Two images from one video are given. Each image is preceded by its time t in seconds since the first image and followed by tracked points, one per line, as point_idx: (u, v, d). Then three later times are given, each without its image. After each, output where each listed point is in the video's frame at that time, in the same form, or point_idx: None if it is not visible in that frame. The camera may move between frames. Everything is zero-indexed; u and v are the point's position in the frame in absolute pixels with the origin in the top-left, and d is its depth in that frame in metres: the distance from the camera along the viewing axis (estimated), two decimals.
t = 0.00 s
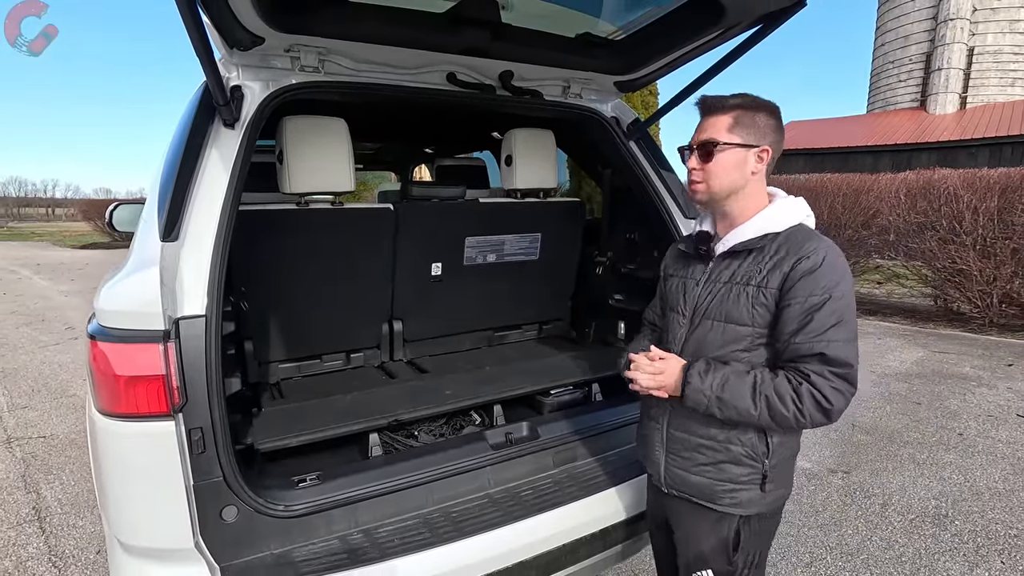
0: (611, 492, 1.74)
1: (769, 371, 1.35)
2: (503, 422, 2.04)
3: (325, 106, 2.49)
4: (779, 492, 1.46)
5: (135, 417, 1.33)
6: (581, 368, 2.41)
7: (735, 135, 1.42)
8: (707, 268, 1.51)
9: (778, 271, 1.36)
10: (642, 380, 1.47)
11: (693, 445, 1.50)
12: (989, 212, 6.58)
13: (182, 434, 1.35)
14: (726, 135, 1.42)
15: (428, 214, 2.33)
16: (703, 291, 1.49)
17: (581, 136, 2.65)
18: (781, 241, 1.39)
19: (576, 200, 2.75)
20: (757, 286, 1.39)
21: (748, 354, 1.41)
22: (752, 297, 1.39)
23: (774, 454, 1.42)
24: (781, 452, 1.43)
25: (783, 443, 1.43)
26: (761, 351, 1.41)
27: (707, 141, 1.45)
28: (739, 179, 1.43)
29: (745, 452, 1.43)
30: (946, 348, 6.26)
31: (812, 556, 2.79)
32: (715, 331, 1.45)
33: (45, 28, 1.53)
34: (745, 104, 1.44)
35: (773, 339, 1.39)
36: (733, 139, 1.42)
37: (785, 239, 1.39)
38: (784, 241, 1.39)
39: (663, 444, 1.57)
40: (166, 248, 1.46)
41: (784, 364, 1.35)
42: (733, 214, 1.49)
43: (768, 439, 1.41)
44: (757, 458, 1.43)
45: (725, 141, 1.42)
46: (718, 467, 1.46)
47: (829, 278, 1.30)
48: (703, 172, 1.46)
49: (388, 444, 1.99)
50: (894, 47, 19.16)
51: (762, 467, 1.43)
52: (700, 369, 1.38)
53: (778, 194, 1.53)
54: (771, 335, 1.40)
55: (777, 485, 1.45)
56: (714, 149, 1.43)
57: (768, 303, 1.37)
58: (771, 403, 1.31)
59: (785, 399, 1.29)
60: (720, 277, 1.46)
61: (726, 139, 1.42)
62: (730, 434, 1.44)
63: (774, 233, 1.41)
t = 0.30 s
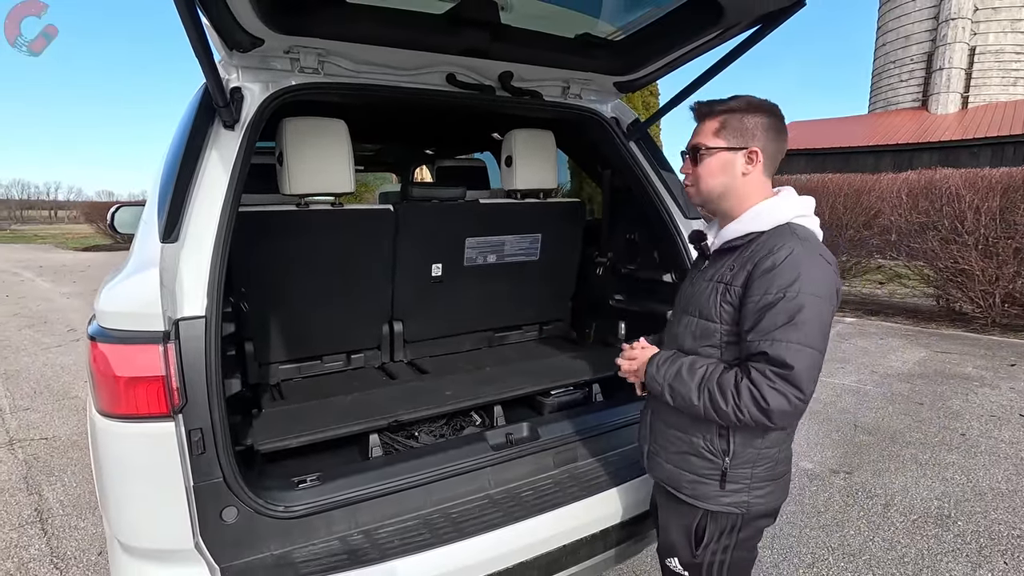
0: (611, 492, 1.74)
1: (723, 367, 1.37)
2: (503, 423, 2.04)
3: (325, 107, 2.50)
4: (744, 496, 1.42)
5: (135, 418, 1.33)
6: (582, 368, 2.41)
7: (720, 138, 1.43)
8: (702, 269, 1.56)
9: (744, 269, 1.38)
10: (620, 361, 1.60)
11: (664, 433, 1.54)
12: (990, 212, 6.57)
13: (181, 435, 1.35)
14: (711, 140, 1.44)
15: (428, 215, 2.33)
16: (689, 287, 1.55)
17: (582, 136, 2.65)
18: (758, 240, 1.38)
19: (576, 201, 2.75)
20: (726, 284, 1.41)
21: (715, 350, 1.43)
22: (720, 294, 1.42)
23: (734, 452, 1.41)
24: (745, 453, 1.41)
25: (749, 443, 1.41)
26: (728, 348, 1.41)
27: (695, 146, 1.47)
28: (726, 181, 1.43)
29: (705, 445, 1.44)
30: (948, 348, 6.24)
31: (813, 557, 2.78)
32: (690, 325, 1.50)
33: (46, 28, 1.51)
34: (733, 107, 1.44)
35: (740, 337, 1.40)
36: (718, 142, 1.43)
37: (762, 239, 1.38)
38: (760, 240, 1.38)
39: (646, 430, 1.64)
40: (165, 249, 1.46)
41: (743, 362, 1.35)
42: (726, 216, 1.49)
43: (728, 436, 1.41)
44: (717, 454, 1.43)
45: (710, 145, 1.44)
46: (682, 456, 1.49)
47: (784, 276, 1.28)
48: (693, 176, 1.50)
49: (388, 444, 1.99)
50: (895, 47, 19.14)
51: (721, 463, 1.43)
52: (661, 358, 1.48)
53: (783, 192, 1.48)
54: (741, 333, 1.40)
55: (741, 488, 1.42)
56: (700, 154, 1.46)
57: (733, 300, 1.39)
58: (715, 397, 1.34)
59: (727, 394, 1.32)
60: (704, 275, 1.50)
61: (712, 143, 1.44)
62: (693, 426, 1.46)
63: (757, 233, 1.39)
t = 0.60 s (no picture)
0: (615, 494, 1.74)
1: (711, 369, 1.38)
2: (507, 425, 2.03)
3: (328, 111, 2.51)
4: (737, 497, 1.42)
5: (140, 421, 1.33)
6: (585, 370, 2.40)
7: (726, 138, 1.43)
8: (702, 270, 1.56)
9: (736, 271, 1.38)
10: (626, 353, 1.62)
11: (664, 431, 1.55)
12: (995, 212, 6.54)
13: (186, 438, 1.36)
14: (717, 140, 1.44)
15: (430, 218, 2.34)
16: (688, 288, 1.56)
17: (584, 138, 2.65)
18: (752, 243, 1.38)
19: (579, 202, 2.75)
20: (720, 286, 1.41)
21: (708, 351, 1.44)
22: (714, 295, 1.43)
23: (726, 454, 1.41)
24: (737, 454, 1.41)
25: (742, 445, 1.41)
26: (720, 350, 1.41)
27: (701, 146, 1.47)
28: (731, 182, 1.44)
29: (700, 444, 1.45)
30: (954, 349, 6.21)
31: (819, 559, 2.77)
32: (687, 326, 1.51)
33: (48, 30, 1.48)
34: (740, 107, 1.43)
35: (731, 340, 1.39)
36: (724, 142, 1.43)
37: (756, 241, 1.38)
38: (754, 242, 1.38)
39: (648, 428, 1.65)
40: (169, 253, 1.46)
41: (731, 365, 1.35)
42: (730, 216, 1.49)
43: (720, 436, 1.41)
44: (711, 453, 1.43)
45: (716, 145, 1.44)
46: (679, 455, 1.50)
47: (770, 279, 1.28)
48: (699, 175, 1.50)
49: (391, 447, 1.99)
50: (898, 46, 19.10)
51: (714, 464, 1.43)
52: (658, 357, 1.47)
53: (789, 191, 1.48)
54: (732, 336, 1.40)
55: (734, 489, 1.42)
56: (706, 154, 1.46)
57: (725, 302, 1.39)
58: (701, 398, 1.35)
59: (712, 395, 1.32)
60: (702, 276, 1.51)
61: (718, 144, 1.44)
62: (689, 424, 1.47)
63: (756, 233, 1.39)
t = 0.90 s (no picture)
0: (618, 496, 1.73)
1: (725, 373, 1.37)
2: (510, 426, 2.03)
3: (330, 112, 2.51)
4: (753, 501, 1.42)
5: (144, 423, 1.34)
6: (588, 371, 2.41)
7: (739, 137, 1.42)
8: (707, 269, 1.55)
9: (748, 272, 1.37)
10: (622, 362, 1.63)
11: (675, 436, 1.53)
12: (999, 211, 6.52)
13: (189, 439, 1.36)
14: (731, 137, 1.42)
15: (433, 219, 2.35)
16: (695, 289, 1.55)
17: (586, 139, 2.65)
18: (764, 242, 1.38)
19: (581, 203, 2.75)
20: (730, 287, 1.41)
21: (719, 354, 1.43)
22: (724, 297, 1.42)
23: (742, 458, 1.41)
24: (752, 458, 1.41)
25: (756, 448, 1.40)
26: (732, 353, 1.41)
27: (712, 143, 1.45)
28: (742, 182, 1.43)
29: (713, 450, 1.44)
30: (959, 349, 6.19)
31: (823, 560, 2.76)
32: (695, 329, 1.50)
33: (48, 31, 1.44)
34: (754, 105, 1.43)
35: (743, 341, 1.39)
36: (737, 141, 1.42)
37: (768, 241, 1.37)
38: (765, 242, 1.37)
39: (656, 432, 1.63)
40: (172, 254, 1.47)
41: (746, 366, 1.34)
42: (737, 215, 1.49)
43: (736, 440, 1.40)
44: (725, 458, 1.42)
45: (729, 143, 1.43)
46: (692, 461, 1.48)
47: (786, 279, 1.28)
48: (708, 173, 1.48)
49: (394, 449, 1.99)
50: (901, 46, 19.05)
51: (729, 468, 1.42)
52: (662, 364, 1.48)
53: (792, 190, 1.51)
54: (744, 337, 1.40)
55: (750, 493, 1.42)
56: (718, 152, 1.44)
57: (737, 304, 1.39)
58: (717, 402, 1.34)
59: (732, 399, 1.31)
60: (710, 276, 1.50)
61: (730, 142, 1.43)
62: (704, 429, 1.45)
63: (764, 234, 1.39)
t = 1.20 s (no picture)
0: (621, 497, 1.73)
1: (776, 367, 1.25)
2: (512, 426, 2.03)
3: (332, 112, 2.51)
4: (764, 502, 1.42)
5: (147, 423, 1.34)
6: (591, 372, 2.40)
7: (737, 143, 1.42)
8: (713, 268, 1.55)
9: (767, 273, 1.36)
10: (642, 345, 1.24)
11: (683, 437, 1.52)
12: (1003, 211, 6.50)
13: (192, 439, 1.36)
14: (728, 145, 1.43)
15: (436, 218, 2.35)
16: (702, 289, 1.54)
17: (589, 139, 2.65)
18: (778, 243, 1.37)
19: (584, 202, 2.75)
20: (747, 287, 1.40)
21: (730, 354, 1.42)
22: (739, 297, 1.41)
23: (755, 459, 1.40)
24: (765, 458, 1.40)
25: (768, 449, 1.40)
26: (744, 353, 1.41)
27: (711, 151, 1.46)
28: (742, 188, 1.43)
29: (724, 451, 1.42)
30: (962, 349, 6.17)
31: (827, 561, 2.75)
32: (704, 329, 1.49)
33: (48, 30, 1.44)
34: (752, 108, 1.42)
35: (760, 341, 1.39)
36: (735, 148, 1.42)
37: (782, 243, 1.36)
38: (781, 244, 1.37)
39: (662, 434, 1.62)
40: (175, 254, 1.46)
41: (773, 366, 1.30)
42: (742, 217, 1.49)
43: (748, 441, 1.39)
44: (736, 459, 1.41)
45: (726, 151, 1.43)
46: (702, 462, 1.47)
47: (811, 281, 1.26)
48: (708, 180, 1.49)
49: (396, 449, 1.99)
50: (904, 45, 19.00)
51: (740, 469, 1.41)
52: (722, 348, 1.22)
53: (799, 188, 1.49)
54: (758, 337, 1.39)
55: (761, 493, 1.42)
56: (716, 160, 1.45)
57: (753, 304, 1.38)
58: (784, 396, 1.20)
59: (794, 396, 1.20)
60: (719, 276, 1.49)
61: (728, 149, 1.43)
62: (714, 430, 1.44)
63: (777, 233, 1.39)
